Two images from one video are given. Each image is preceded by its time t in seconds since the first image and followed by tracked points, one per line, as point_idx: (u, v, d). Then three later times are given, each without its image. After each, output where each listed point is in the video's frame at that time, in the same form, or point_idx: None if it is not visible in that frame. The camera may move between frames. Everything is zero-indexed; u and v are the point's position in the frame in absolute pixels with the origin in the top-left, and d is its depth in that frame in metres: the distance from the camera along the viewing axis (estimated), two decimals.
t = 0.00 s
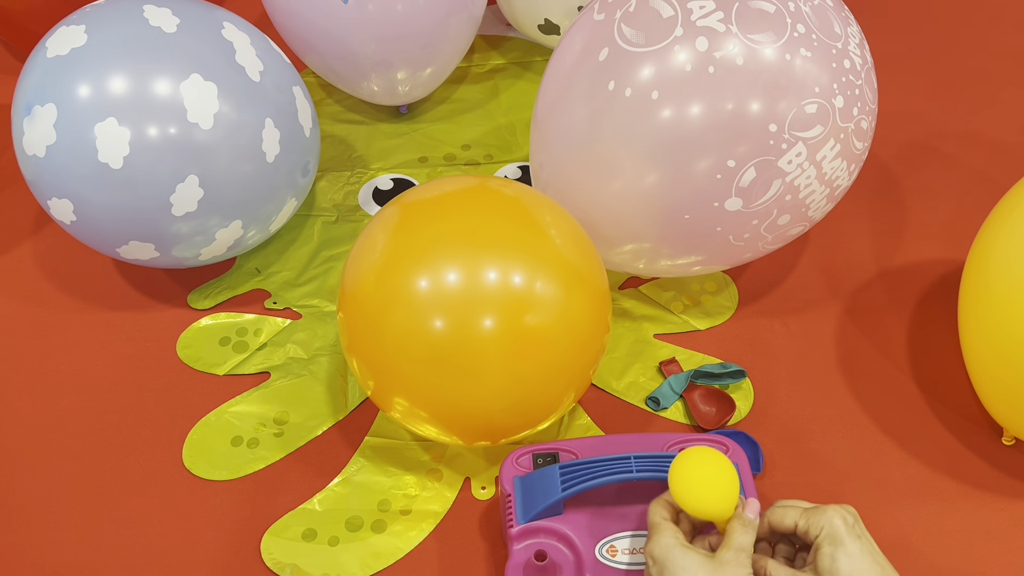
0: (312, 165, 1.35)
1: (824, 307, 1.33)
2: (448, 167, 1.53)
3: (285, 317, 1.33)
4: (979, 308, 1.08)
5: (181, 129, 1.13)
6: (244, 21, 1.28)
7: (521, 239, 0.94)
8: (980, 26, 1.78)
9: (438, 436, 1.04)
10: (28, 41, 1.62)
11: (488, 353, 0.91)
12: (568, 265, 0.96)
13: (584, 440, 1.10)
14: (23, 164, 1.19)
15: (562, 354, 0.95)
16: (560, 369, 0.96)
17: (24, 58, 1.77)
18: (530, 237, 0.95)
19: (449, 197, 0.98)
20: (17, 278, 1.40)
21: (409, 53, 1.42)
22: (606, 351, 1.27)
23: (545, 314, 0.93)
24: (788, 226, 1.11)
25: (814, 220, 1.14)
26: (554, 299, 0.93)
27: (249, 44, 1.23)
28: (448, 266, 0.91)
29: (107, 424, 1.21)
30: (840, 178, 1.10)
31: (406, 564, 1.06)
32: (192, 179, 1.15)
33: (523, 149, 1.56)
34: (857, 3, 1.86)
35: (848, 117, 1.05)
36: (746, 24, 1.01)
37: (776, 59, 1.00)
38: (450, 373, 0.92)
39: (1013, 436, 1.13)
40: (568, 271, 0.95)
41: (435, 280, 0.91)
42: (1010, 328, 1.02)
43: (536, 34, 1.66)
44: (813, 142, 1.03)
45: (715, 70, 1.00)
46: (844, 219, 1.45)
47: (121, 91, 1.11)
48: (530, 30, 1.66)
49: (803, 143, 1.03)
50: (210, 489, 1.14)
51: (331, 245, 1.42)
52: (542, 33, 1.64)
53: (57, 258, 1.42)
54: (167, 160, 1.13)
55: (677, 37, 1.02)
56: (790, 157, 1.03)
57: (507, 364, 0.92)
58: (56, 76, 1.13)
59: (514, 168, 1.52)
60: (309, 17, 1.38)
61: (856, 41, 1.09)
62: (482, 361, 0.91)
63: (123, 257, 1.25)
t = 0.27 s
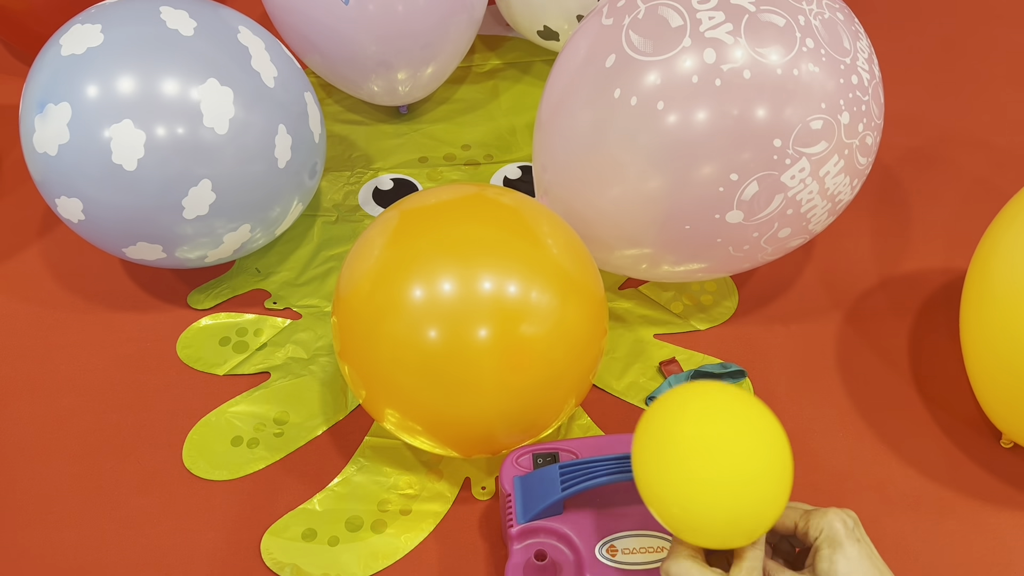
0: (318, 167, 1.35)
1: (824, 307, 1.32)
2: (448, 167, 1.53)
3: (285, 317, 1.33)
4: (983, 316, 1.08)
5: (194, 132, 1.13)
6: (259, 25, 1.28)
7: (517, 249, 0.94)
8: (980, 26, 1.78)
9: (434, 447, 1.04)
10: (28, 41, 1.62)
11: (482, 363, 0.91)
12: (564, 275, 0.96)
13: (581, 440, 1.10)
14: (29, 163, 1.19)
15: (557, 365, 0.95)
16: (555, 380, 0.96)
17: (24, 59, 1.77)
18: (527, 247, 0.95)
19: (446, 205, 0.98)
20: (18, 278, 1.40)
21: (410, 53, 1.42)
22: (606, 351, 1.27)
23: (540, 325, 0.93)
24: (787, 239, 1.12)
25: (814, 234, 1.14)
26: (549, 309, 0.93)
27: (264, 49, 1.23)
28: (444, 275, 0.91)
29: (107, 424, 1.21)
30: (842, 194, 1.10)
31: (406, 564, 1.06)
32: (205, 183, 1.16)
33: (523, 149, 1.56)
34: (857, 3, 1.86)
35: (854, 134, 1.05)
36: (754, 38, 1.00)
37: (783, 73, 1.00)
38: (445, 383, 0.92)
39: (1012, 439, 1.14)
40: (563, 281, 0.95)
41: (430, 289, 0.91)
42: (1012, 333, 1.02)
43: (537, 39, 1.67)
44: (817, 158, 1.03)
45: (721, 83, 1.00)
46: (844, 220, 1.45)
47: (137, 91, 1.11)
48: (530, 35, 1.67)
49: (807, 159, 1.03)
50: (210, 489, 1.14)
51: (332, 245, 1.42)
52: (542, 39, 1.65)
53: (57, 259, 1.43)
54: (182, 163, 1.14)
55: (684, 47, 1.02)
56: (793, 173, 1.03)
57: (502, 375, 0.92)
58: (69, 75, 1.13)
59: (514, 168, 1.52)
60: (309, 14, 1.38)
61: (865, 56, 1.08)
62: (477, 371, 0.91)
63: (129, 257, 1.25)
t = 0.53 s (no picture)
0: (324, 168, 1.35)
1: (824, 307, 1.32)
2: (448, 167, 1.53)
3: (285, 317, 1.33)
4: (980, 319, 1.09)
5: (205, 134, 1.14)
6: (270, 30, 1.29)
7: (519, 250, 0.94)
8: (978, 27, 1.79)
9: (434, 447, 1.04)
10: (28, 41, 1.62)
11: (483, 365, 0.91)
12: (566, 277, 0.96)
13: (579, 440, 1.10)
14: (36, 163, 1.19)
15: (558, 367, 0.95)
16: (556, 382, 0.96)
17: (25, 60, 1.77)
18: (530, 249, 0.95)
19: (450, 206, 0.98)
20: (17, 278, 1.40)
21: (410, 52, 1.42)
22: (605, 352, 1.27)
23: (542, 327, 0.93)
24: (780, 255, 1.12)
25: (808, 251, 1.15)
26: (551, 312, 0.93)
27: (274, 52, 1.24)
28: (447, 275, 0.91)
29: (107, 424, 1.21)
30: (840, 214, 1.10)
31: (406, 564, 1.06)
32: (214, 185, 1.16)
33: (523, 148, 1.56)
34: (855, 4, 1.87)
35: (854, 156, 1.05)
36: (758, 55, 1.00)
37: (784, 91, 1.00)
38: (446, 384, 0.92)
39: (1012, 441, 1.14)
40: (565, 283, 0.95)
41: (432, 290, 0.91)
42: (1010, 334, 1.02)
43: (535, 42, 1.66)
44: (814, 178, 1.04)
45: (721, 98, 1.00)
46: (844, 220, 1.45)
47: (147, 92, 1.11)
48: (528, 37, 1.66)
49: (803, 179, 1.03)
50: (210, 489, 1.14)
51: (331, 245, 1.42)
52: (540, 43, 1.65)
53: (57, 259, 1.43)
54: (194, 165, 1.14)
55: (688, 59, 1.02)
56: (788, 192, 1.04)
57: (503, 377, 0.92)
58: (79, 75, 1.12)
59: (514, 168, 1.52)
60: (307, 12, 1.38)
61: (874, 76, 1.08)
62: (478, 373, 0.91)
63: (134, 257, 1.25)
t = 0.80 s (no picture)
0: (325, 168, 1.35)
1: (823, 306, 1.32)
2: (448, 167, 1.53)
3: (285, 317, 1.33)
4: (984, 320, 1.09)
5: (208, 134, 1.14)
6: (272, 30, 1.29)
7: (522, 250, 0.94)
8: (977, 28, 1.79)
9: (434, 447, 1.04)
10: (28, 41, 1.63)
11: (485, 365, 0.91)
12: (568, 278, 0.96)
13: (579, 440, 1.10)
14: (38, 162, 1.19)
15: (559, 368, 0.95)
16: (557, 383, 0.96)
17: (24, 61, 1.77)
18: (533, 249, 0.95)
19: (454, 205, 0.98)
20: (18, 279, 1.40)
21: (408, 51, 1.42)
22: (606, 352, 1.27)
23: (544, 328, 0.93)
24: (764, 270, 1.13)
25: (793, 268, 1.15)
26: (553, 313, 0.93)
27: (276, 52, 1.24)
28: (450, 275, 0.91)
29: (107, 424, 1.21)
30: (825, 234, 1.10)
31: (407, 564, 1.06)
32: (216, 185, 1.16)
33: (523, 148, 1.56)
34: (854, 6, 1.87)
35: (843, 178, 1.05)
36: (746, 70, 1.00)
37: (771, 107, 0.99)
38: (448, 383, 0.92)
39: (1014, 439, 1.12)
40: (568, 284, 0.95)
41: (435, 289, 0.91)
42: (1005, 337, 1.02)
43: (534, 43, 1.66)
44: (798, 197, 1.03)
45: (706, 111, 1.00)
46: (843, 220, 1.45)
47: (151, 92, 1.11)
48: (527, 37, 1.66)
49: (786, 197, 1.03)
50: (210, 489, 1.14)
51: (331, 245, 1.42)
52: (539, 44, 1.65)
53: (56, 260, 1.42)
54: (196, 165, 1.14)
55: (676, 70, 1.02)
56: (769, 209, 1.04)
57: (504, 377, 0.92)
58: (81, 74, 1.12)
59: (514, 168, 1.52)
60: (304, 12, 1.38)
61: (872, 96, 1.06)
62: (480, 373, 0.91)
63: (135, 256, 1.25)
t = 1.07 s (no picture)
0: (322, 168, 1.35)
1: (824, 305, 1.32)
2: (448, 167, 1.53)
3: (285, 317, 1.33)
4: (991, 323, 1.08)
5: (204, 136, 1.14)
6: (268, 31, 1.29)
7: (514, 252, 0.94)
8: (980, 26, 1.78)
9: (426, 449, 1.04)
10: (28, 42, 1.63)
11: (476, 368, 0.91)
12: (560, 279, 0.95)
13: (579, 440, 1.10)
14: (35, 165, 1.19)
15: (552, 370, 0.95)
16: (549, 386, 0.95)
17: (24, 61, 1.77)
18: (524, 250, 0.94)
19: (445, 207, 0.98)
20: (18, 279, 1.40)
21: (407, 51, 1.42)
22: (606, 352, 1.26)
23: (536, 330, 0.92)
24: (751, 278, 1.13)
25: (777, 282, 1.15)
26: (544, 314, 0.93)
27: (271, 52, 1.24)
28: (441, 277, 0.91)
29: (107, 424, 1.21)
30: (808, 249, 1.10)
31: (407, 564, 1.06)
32: (212, 188, 1.16)
33: (523, 148, 1.56)
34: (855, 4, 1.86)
35: (829, 194, 1.04)
36: (730, 79, 1.00)
37: (752, 119, 0.99)
38: (439, 386, 0.92)
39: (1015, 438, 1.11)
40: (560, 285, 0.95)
41: (426, 292, 0.91)
42: (1010, 334, 1.02)
43: (533, 44, 1.66)
44: (778, 211, 1.03)
45: (685, 120, 1.00)
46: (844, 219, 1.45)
47: (147, 95, 1.11)
48: (526, 38, 1.65)
49: (764, 210, 1.03)
50: (210, 489, 1.14)
51: (331, 245, 1.42)
52: (539, 45, 1.65)
53: (56, 260, 1.43)
54: (193, 167, 1.14)
55: (660, 77, 1.03)
56: (747, 222, 1.04)
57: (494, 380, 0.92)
58: (77, 77, 1.12)
59: (514, 168, 1.52)
60: (301, 13, 1.38)
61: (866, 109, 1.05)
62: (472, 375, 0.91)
63: (133, 259, 1.25)
